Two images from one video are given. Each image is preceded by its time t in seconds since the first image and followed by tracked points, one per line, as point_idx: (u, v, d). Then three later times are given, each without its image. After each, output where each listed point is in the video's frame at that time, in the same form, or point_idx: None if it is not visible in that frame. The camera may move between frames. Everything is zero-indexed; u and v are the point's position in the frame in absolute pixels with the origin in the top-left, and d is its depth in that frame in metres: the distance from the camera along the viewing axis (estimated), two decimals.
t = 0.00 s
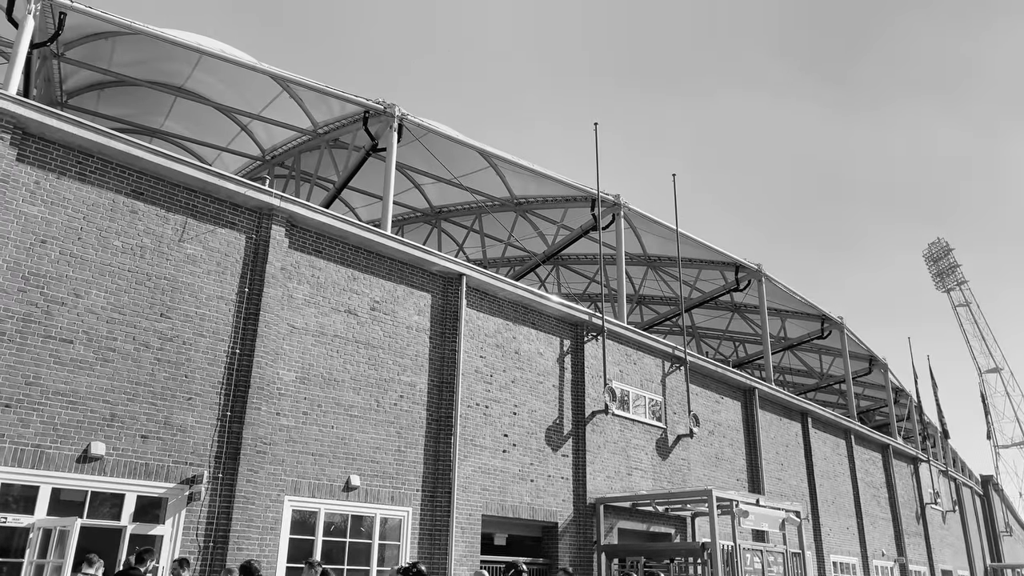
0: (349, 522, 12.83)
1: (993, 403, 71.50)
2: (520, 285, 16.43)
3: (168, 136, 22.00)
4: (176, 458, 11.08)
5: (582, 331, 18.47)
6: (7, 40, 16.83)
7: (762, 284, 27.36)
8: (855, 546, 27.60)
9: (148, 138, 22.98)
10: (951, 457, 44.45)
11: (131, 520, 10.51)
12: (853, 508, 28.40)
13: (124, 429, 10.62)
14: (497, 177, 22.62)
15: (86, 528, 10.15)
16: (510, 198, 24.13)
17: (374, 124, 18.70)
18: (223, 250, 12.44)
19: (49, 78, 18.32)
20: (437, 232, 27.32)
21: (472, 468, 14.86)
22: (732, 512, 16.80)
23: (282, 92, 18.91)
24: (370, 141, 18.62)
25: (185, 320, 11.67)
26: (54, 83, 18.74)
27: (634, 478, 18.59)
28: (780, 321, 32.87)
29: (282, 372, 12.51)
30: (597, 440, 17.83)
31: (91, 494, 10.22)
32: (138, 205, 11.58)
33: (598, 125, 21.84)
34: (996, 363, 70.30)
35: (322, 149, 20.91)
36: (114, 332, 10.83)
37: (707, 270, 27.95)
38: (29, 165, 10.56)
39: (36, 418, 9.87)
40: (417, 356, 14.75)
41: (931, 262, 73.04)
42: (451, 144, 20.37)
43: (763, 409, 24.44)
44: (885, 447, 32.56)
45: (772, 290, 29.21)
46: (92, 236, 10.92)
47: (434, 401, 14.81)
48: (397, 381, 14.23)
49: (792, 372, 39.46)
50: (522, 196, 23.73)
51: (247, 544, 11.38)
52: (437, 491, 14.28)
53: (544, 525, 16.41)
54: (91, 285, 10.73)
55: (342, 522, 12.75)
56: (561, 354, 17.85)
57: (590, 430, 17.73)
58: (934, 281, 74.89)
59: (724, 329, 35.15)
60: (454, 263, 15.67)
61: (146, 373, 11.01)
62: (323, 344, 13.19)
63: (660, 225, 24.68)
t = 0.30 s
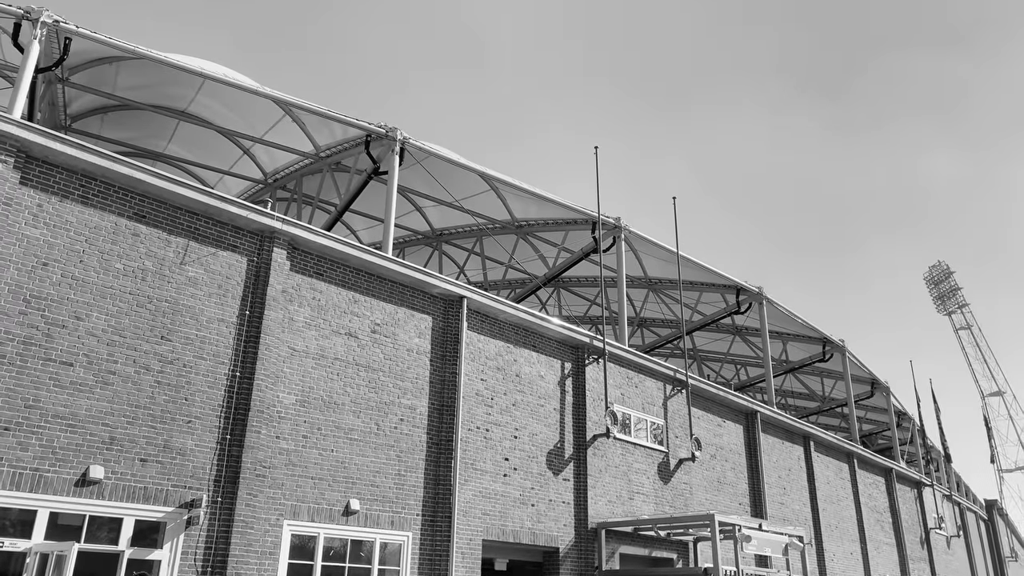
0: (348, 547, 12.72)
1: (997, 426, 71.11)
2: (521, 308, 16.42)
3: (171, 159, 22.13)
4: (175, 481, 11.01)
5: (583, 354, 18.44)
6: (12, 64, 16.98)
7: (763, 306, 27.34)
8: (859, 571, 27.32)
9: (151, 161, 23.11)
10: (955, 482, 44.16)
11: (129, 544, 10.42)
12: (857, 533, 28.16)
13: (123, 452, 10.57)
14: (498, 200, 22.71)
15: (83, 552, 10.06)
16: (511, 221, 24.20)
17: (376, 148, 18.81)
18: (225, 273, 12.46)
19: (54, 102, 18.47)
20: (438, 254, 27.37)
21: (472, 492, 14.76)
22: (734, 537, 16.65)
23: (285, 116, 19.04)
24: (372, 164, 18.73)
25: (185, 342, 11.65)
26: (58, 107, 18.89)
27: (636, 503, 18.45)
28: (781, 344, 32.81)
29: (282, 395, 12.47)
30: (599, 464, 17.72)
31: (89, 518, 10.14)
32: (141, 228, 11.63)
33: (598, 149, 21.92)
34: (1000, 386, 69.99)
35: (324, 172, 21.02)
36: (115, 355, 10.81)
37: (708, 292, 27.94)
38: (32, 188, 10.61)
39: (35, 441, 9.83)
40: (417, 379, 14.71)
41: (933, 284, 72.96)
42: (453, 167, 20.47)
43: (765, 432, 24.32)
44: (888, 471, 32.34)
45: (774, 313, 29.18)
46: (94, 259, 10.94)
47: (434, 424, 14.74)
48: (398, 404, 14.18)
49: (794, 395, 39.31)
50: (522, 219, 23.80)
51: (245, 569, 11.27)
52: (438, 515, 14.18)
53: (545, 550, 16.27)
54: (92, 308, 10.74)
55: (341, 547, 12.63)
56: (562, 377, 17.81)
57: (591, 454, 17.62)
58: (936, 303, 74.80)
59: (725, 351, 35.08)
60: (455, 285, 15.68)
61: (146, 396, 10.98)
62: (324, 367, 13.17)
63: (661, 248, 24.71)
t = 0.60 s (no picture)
0: (348, 572, 12.59)
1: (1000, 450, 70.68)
2: (522, 330, 16.40)
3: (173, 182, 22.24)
4: (174, 505, 10.93)
5: (584, 377, 18.38)
6: (17, 88, 17.12)
7: (764, 329, 27.31)
8: None
9: (153, 185, 23.24)
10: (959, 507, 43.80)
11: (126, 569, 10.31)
12: (861, 558, 27.88)
13: (122, 476, 10.50)
14: (499, 223, 22.77)
15: None
16: (512, 244, 24.25)
17: (377, 171, 18.91)
18: (226, 295, 12.47)
19: (57, 125, 18.59)
20: (439, 276, 27.40)
21: (473, 517, 14.65)
22: (737, 562, 16.48)
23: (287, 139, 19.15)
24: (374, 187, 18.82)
25: (185, 365, 11.63)
26: (62, 131, 19.01)
27: (638, 527, 18.29)
28: (783, 367, 32.73)
29: (282, 418, 12.41)
30: (600, 489, 17.60)
31: (87, 543, 10.05)
32: (142, 250, 11.65)
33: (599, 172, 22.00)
34: (1003, 409, 69.67)
35: (325, 195, 21.11)
36: (115, 378, 10.79)
37: (709, 315, 27.92)
38: (35, 211, 10.65)
39: (33, 464, 9.77)
40: (417, 403, 14.65)
41: (935, 306, 72.82)
42: (454, 190, 20.55)
43: (768, 456, 24.17)
44: (892, 495, 32.09)
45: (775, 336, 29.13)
46: (95, 281, 10.96)
47: (435, 448, 14.66)
48: (398, 428, 14.12)
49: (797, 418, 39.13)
50: (523, 242, 23.86)
51: None
52: (438, 540, 14.05)
53: None
54: (93, 330, 10.73)
55: (341, 573, 12.50)
56: (563, 401, 17.74)
57: (593, 478, 17.51)
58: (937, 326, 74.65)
59: (727, 375, 34.99)
60: (456, 308, 15.67)
61: (145, 419, 10.93)
62: (324, 390, 13.12)
63: (662, 271, 24.73)
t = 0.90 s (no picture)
0: None
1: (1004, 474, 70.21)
2: (522, 353, 16.37)
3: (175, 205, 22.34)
4: (172, 530, 10.85)
5: (585, 400, 18.32)
6: (22, 112, 17.26)
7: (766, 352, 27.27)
8: None
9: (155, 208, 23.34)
10: (963, 532, 43.43)
11: None
12: None
13: (120, 500, 10.44)
14: (500, 246, 22.83)
15: None
16: (512, 266, 24.29)
17: (378, 194, 18.99)
18: (227, 318, 12.47)
19: (61, 149, 18.71)
20: (441, 299, 27.41)
21: (473, 542, 14.53)
22: None
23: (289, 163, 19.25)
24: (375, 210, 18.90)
25: (185, 388, 11.60)
26: (66, 154, 19.13)
27: (640, 552, 18.13)
28: (785, 390, 32.63)
29: (282, 441, 12.35)
30: (602, 513, 17.47)
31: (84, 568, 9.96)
32: (144, 273, 11.67)
33: (599, 195, 22.14)
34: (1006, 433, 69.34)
35: (327, 218, 21.18)
36: (114, 401, 10.76)
37: (710, 338, 27.88)
38: (37, 234, 10.69)
39: (31, 488, 9.72)
40: (418, 426, 14.59)
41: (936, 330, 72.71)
42: (455, 213, 20.62)
43: (770, 480, 24.02)
44: (896, 519, 31.83)
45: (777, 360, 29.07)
46: (96, 304, 10.97)
47: (435, 472, 14.57)
48: (398, 451, 14.05)
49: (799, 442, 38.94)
50: (524, 264, 23.90)
51: None
52: (437, 565, 13.92)
53: None
54: (93, 353, 10.72)
55: None
56: (564, 424, 17.67)
57: (594, 503, 17.39)
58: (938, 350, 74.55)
59: (729, 398, 34.90)
60: (456, 330, 15.65)
61: (145, 442, 10.89)
62: (324, 413, 13.07)
63: (663, 294, 24.74)
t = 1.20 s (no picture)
0: None
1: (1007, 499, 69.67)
2: (523, 376, 16.32)
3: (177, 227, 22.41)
4: (170, 554, 10.75)
5: (586, 424, 18.23)
6: (25, 136, 17.36)
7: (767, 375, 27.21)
8: None
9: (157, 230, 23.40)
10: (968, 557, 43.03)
11: None
12: None
13: (118, 524, 10.36)
14: (500, 269, 22.85)
15: None
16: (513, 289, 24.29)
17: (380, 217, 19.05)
18: (227, 340, 12.46)
19: (64, 172, 18.81)
20: (442, 321, 27.40)
21: (474, 567, 14.40)
22: None
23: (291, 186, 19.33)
24: (376, 233, 18.94)
25: (185, 412, 11.55)
26: (68, 177, 19.23)
27: None
28: (787, 414, 32.51)
29: (282, 465, 12.28)
30: (603, 538, 17.32)
31: None
32: (145, 296, 11.68)
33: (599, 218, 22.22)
34: (1009, 456, 68.82)
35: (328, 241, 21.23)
36: (114, 424, 10.71)
37: (712, 361, 27.82)
38: (39, 256, 10.71)
39: (29, 513, 9.65)
40: (418, 450, 14.51)
41: (937, 352, 72.54)
42: (455, 235, 20.68)
43: (773, 504, 23.84)
44: (900, 544, 31.55)
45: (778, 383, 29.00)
46: (97, 327, 10.97)
47: (435, 496, 14.47)
48: (398, 475, 13.96)
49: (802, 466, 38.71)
50: (525, 287, 23.92)
51: None
52: None
53: None
54: (93, 376, 10.70)
55: None
56: (565, 448, 17.58)
57: (595, 527, 17.25)
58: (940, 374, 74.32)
59: (730, 422, 34.77)
60: (457, 353, 15.62)
61: (143, 465, 10.83)
62: (324, 437, 13.01)
63: (663, 316, 24.72)
